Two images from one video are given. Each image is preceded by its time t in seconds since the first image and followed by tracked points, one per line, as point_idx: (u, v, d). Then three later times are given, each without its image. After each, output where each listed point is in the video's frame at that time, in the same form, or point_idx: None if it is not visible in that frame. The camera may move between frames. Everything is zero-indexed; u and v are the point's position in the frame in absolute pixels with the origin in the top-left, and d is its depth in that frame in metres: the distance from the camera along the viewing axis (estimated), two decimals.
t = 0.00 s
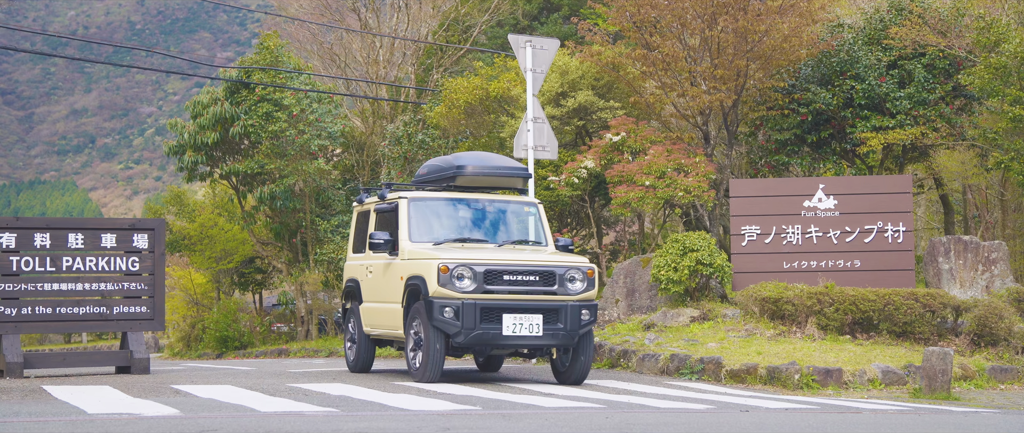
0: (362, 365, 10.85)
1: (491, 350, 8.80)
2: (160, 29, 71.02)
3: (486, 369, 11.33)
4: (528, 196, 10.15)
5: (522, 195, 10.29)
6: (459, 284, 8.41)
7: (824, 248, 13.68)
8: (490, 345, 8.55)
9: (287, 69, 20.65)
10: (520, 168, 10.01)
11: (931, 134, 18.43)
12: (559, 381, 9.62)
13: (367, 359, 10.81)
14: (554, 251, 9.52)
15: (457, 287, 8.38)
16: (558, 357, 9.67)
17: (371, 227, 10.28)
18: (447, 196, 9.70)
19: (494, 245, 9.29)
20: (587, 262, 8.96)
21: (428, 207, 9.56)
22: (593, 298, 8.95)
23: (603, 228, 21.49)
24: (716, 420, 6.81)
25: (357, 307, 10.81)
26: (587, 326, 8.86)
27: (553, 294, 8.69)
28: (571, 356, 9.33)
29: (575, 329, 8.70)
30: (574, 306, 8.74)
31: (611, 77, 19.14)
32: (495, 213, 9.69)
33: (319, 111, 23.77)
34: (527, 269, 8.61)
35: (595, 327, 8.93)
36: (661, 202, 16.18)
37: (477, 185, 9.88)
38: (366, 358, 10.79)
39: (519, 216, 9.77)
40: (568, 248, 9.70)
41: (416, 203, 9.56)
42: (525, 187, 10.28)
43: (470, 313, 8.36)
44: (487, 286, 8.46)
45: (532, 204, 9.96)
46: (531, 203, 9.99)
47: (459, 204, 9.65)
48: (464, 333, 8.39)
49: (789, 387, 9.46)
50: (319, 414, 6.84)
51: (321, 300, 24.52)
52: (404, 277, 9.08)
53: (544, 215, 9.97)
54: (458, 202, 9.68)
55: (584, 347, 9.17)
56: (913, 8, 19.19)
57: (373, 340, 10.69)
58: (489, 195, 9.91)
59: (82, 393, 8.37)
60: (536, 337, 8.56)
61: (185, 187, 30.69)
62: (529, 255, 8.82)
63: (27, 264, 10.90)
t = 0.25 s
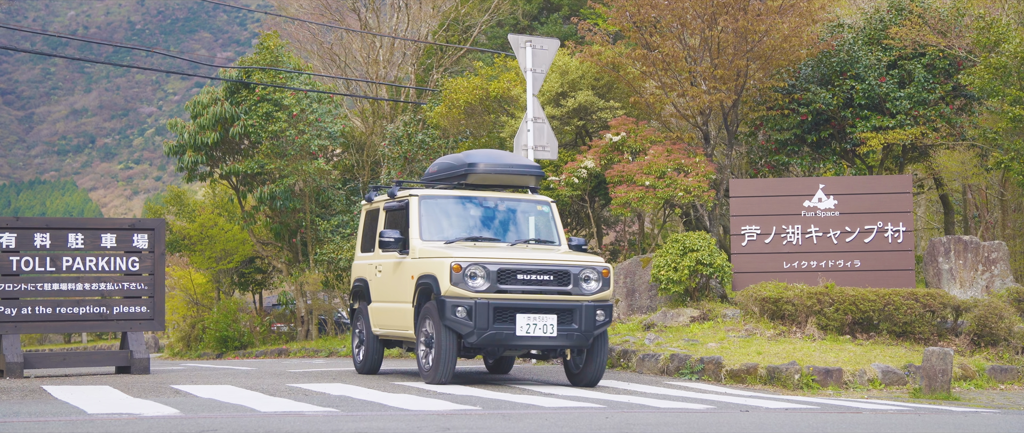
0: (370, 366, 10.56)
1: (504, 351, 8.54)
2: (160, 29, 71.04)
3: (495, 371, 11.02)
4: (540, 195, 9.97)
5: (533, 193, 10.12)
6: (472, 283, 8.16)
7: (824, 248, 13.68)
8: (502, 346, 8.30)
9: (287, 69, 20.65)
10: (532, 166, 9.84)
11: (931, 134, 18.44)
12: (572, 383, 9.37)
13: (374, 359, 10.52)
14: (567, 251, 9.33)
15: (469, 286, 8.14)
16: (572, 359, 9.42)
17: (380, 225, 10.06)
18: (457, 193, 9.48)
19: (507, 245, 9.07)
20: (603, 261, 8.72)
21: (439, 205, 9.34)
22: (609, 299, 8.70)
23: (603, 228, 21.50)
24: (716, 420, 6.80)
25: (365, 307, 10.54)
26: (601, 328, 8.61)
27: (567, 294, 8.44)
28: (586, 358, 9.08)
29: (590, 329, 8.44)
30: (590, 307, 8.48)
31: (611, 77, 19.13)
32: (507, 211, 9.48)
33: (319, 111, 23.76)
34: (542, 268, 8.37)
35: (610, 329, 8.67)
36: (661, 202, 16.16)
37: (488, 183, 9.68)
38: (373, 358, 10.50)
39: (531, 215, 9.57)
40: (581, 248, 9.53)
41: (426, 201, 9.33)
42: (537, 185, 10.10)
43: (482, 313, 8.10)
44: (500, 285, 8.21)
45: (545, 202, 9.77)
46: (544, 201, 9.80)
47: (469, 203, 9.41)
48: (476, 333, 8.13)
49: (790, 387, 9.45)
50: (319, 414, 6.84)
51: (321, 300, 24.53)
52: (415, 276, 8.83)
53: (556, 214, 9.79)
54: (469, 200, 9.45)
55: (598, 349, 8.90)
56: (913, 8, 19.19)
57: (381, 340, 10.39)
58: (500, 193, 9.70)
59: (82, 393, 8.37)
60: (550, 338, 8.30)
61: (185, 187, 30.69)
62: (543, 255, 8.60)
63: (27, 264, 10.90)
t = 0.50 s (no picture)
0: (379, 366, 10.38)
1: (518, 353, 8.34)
2: (160, 29, 71.04)
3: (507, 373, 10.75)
4: (553, 193, 9.82)
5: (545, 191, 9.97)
6: (485, 282, 8.01)
7: (824, 248, 13.68)
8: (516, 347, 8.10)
9: (287, 69, 20.63)
10: (545, 164, 9.69)
11: (931, 134, 18.45)
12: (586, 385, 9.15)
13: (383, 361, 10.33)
14: (581, 250, 9.17)
15: (483, 285, 7.98)
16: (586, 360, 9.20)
17: (390, 224, 9.97)
18: (468, 191, 9.32)
19: (519, 244, 8.90)
20: (618, 261, 8.55)
21: (449, 203, 9.19)
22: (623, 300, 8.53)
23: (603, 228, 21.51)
24: (716, 420, 6.80)
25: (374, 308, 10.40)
26: (616, 328, 8.42)
27: (581, 294, 8.27)
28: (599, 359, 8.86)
29: (605, 330, 8.26)
30: (605, 307, 8.31)
31: (611, 77, 19.13)
32: (519, 210, 9.32)
33: (319, 111, 23.75)
34: (556, 267, 8.21)
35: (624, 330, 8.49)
36: (661, 202, 16.15)
37: (500, 181, 9.53)
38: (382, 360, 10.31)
39: (543, 214, 9.42)
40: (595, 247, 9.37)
41: (436, 199, 9.20)
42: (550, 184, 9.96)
43: (495, 312, 7.93)
44: (513, 285, 8.04)
45: (557, 200, 9.63)
46: (556, 199, 9.65)
47: (479, 201, 9.26)
48: (489, 334, 7.96)
49: (790, 387, 9.44)
50: (319, 414, 6.83)
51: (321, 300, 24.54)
52: (426, 276, 8.69)
53: (568, 213, 9.64)
54: (480, 198, 9.30)
55: (613, 349, 8.69)
56: (913, 8, 19.19)
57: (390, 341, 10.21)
58: (512, 192, 9.54)
59: (82, 394, 8.36)
60: (564, 339, 8.11)
61: (185, 187, 30.68)
62: (556, 253, 8.44)
63: (27, 264, 10.90)
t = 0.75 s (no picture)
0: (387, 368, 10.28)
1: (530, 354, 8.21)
2: (160, 29, 71.03)
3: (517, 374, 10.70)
4: (565, 192, 9.72)
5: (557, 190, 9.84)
6: (498, 282, 7.87)
7: (824, 248, 13.68)
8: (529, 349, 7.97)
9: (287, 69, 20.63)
10: (557, 163, 9.56)
11: (931, 134, 18.45)
12: (600, 387, 9.01)
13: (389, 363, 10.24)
14: (594, 249, 9.06)
15: (495, 285, 7.84)
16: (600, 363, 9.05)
17: (399, 223, 9.88)
18: (480, 190, 9.20)
19: (532, 243, 8.78)
20: (632, 261, 8.42)
21: (460, 202, 9.07)
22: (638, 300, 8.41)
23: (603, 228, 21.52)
24: (716, 420, 6.80)
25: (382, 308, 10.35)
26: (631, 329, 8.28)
27: (596, 294, 8.13)
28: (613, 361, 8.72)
29: (620, 331, 8.13)
30: (619, 307, 8.18)
31: (611, 77, 19.13)
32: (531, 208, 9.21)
33: (319, 111, 23.74)
34: (570, 267, 8.07)
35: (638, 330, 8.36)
36: (661, 202, 16.14)
37: (512, 179, 9.40)
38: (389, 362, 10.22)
39: (556, 212, 9.32)
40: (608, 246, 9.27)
41: (447, 198, 9.08)
42: (563, 182, 9.83)
43: (508, 313, 7.79)
44: (527, 285, 7.90)
45: (569, 198, 9.53)
46: (568, 198, 9.54)
47: (490, 200, 9.14)
48: (502, 335, 7.82)
49: (790, 387, 9.43)
50: (319, 414, 6.83)
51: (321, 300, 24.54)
52: (436, 276, 8.59)
53: (581, 211, 9.54)
54: (491, 196, 9.18)
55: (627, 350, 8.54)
56: (913, 8, 19.19)
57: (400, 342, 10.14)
58: (523, 189, 9.42)
59: (82, 393, 8.36)
60: (578, 340, 7.98)
61: (185, 187, 30.67)
62: (570, 253, 8.29)
63: (27, 264, 10.90)
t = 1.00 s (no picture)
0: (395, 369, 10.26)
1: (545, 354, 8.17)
2: (160, 29, 71.03)
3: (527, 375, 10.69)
4: (577, 190, 9.68)
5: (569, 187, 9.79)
6: (511, 282, 7.81)
7: (824, 248, 13.69)
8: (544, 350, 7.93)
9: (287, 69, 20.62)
10: (569, 159, 9.46)
11: (931, 134, 18.45)
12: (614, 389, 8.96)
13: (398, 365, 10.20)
14: (607, 248, 9.04)
15: (509, 285, 7.78)
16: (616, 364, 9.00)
17: (408, 221, 9.87)
18: (491, 188, 9.16)
19: (544, 243, 8.77)
20: (648, 260, 8.35)
21: (471, 200, 9.04)
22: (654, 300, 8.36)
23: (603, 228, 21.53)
24: (716, 420, 6.80)
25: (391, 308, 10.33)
26: (647, 330, 8.23)
27: (612, 294, 8.06)
28: (628, 363, 8.66)
29: (636, 333, 8.08)
30: (635, 308, 8.12)
31: (611, 77, 19.13)
32: (543, 206, 9.18)
33: (319, 111, 23.73)
34: (585, 267, 8.00)
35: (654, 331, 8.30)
36: (661, 202, 16.14)
37: (524, 176, 9.33)
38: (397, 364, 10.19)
39: (568, 211, 9.30)
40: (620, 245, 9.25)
41: (458, 196, 9.05)
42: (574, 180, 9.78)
43: (523, 315, 7.74)
44: (541, 285, 7.84)
45: (581, 197, 9.50)
46: (581, 196, 9.51)
47: (501, 197, 9.10)
48: (516, 337, 7.77)
49: (790, 387, 9.43)
50: (319, 414, 6.83)
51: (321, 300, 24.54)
52: (448, 276, 8.57)
53: (593, 210, 9.52)
54: (502, 194, 9.14)
55: (642, 353, 8.47)
56: (913, 7, 19.19)
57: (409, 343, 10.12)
58: (535, 187, 9.37)
59: (82, 393, 8.36)
60: (594, 341, 7.93)
61: (185, 187, 30.67)
62: (584, 252, 8.22)
63: (27, 264, 10.90)
